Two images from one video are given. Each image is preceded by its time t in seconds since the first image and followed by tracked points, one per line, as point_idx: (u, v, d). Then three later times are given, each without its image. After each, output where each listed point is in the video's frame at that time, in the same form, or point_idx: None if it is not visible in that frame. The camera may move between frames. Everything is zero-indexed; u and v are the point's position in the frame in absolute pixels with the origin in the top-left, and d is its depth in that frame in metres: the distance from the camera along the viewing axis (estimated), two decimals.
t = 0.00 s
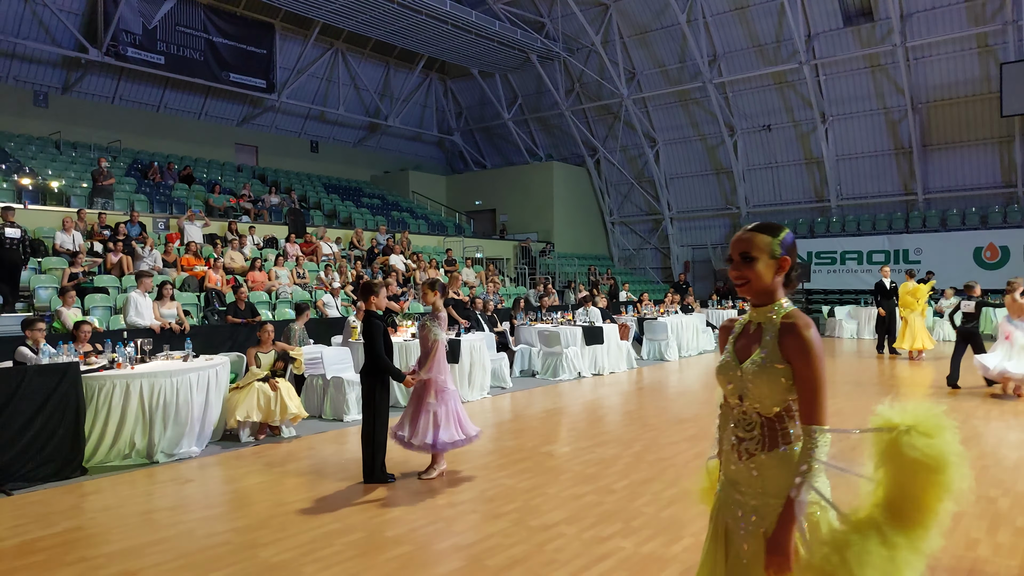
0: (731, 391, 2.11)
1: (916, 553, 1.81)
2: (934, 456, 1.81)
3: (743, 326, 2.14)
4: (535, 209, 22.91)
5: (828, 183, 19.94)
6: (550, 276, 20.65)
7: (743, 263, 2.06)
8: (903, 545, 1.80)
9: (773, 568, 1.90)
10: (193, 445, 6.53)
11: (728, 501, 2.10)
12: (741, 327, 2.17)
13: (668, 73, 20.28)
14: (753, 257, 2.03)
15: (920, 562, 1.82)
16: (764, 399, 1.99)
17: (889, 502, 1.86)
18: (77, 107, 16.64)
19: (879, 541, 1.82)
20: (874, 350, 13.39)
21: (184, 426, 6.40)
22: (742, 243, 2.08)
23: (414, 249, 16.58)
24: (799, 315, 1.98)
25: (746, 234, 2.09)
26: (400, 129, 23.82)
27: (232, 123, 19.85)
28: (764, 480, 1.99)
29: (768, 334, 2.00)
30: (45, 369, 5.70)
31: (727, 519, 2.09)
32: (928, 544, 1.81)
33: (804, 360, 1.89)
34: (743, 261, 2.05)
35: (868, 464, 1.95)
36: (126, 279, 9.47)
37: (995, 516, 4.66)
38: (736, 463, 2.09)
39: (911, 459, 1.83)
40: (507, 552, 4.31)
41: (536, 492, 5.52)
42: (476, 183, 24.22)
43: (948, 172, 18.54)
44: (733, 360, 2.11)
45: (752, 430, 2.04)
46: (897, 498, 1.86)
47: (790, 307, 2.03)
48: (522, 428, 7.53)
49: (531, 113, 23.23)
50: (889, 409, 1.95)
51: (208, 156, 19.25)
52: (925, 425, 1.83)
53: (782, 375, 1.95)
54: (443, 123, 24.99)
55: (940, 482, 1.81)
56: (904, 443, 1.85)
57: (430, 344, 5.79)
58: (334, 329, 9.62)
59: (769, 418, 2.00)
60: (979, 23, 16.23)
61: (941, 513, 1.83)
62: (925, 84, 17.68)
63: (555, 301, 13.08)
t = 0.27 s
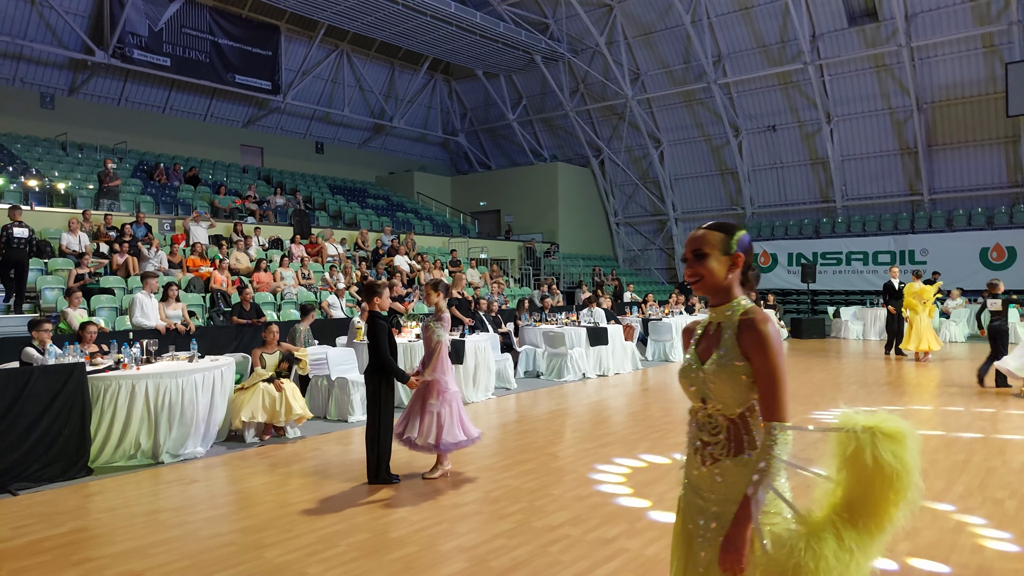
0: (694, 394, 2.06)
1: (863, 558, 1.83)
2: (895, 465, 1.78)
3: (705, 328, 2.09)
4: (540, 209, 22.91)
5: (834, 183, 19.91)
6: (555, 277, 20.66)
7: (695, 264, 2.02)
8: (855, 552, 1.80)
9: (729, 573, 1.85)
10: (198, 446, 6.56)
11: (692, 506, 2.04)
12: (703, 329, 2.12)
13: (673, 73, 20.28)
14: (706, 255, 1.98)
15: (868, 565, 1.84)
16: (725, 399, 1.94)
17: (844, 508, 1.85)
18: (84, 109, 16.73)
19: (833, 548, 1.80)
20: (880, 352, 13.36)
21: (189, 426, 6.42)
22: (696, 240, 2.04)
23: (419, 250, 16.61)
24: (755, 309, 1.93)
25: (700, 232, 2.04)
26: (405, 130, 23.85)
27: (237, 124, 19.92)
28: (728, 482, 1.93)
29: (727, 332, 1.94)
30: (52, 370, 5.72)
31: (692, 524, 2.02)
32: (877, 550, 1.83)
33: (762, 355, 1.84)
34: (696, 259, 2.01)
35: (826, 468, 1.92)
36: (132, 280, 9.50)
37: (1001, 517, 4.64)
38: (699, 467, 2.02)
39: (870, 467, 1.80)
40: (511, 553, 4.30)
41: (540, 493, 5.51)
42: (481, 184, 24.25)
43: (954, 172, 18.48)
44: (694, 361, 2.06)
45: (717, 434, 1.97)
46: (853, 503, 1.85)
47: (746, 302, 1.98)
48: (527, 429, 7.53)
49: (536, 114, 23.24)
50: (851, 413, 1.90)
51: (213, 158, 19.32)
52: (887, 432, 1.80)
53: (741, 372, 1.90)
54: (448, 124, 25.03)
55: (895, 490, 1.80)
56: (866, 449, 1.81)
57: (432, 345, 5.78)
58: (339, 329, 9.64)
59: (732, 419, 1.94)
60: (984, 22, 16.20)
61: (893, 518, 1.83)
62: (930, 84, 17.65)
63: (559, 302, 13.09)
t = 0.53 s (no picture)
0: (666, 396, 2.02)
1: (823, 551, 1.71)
2: (850, 451, 1.70)
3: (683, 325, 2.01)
4: (543, 207, 22.89)
5: (838, 181, 19.85)
6: (558, 275, 20.64)
7: (674, 260, 1.93)
8: (815, 539, 1.69)
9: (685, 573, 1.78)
10: (203, 443, 6.56)
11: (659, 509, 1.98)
12: (682, 326, 2.04)
13: (676, 71, 20.23)
14: (684, 253, 1.90)
15: (829, 560, 1.71)
16: (687, 395, 1.90)
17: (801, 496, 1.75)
18: (87, 107, 16.74)
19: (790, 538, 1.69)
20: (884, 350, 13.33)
21: (194, 424, 6.42)
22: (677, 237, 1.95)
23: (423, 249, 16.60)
24: (728, 308, 1.84)
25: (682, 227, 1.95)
26: (408, 128, 23.82)
27: (240, 122, 19.91)
28: (688, 479, 1.87)
29: (695, 329, 1.88)
30: (57, 368, 5.73)
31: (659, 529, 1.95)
32: (838, 540, 1.71)
33: (723, 353, 1.76)
34: (675, 255, 1.93)
35: (784, 461, 1.84)
36: (136, 278, 9.52)
37: (1006, 515, 4.63)
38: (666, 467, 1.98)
39: (823, 454, 1.72)
40: (515, 550, 4.31)
41: (543, 491, 5.52)
42: (484, 182, 24.22)
43: (960, 170, 18.41)
44: (668, 358, 2.01)
45: (678, 430, 1.95)
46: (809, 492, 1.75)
47: (724, 301, 1.89)
48: (530, 427, 7.54)
49: (539, 112, 23.20)
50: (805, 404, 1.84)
51: (216, 156, 19.31)
52: (840, 419, 1.74)
53: (702, 368, 1.84)
54: (451, 122, 25.01)
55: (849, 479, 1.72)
56: (816, 436, 1.73)
57: (437, 343, 5.77)
58: (342, 328, 9.65)
59: (693, 414, 1.90)
60: (990, 19, 16.13)
61: (851, 510, 1.74)
62: (936, 81, 17.57)
63: (563, 300, 13.08)
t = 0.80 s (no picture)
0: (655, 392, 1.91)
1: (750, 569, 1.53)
2: (781, 462, 1.53)
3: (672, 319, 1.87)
4: (554, 199, 22.84)
5: (852, 172, 19.67)
6: (569, 267, 20.61)
7: (661, 250, 1.79)
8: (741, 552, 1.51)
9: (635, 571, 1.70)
10: (218, 433, 6.62)
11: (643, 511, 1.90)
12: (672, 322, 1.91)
13: (688, 61, 20.08)
14: (672, 246, 1.76)
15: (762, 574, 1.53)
16: (662, 389, 1.80)
17: (732, 508, 1.54)
18: (100, 100, 16.83)
19: (708, 552, 1.52)
20: (897, 343, 13.23)
21: (208, 414, 6.48)
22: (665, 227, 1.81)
23: (434, 241, 16.63)
24: (713, 304, 1.70)
25: (670, 216, 1.82)
26: (419, 120, 23.82)
27: (252, 114, 19.99)
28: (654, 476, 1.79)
29: (675, 323, 1.76)
30: (74, 357, 5.80)
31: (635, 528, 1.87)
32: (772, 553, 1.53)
33: (693, 349, 1.63)
34: (662, 247, 1.79)
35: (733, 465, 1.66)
36: (150, 270, 9.61)
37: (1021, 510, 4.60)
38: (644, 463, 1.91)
39: (757, 463, 1.55)
40: (526, 541, 4.34)
41: (555, 483, 5.53)
42: (495, 174, 24.18)
43: (976, 161, 18.18)
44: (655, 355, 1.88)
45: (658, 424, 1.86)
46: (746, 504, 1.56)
47: (709, 295, 1.75)
48: (541, 419, 7.55)
49: (549, 103, 23.12)
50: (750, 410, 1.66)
51: (227, 148, 19.39)
52: (777, 428, 1.55)
53: (676, 362, 1.74)
54: (461, 113, 24.97)
55: (789, 492, 1.54)
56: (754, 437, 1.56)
57: (448, 334, 5.78)
58: (354, 320, 9.71)
59: (667, 410, 1.80)
60: (1008, 8, 15.89)
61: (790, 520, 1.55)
62: (952, 71, 17.34)
63: (573, 292, 13.08)
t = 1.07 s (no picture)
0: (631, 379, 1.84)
1: None
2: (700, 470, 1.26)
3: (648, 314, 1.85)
4: (560, 200, 22.86)
5: (860, 173, 19.61)
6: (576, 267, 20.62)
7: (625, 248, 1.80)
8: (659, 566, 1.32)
9: None
10: (224, 433, 6.65)
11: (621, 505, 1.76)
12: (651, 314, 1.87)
13: (695, 61, 20.09)
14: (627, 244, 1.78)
15: None
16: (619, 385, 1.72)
17: (651, 517, 1.33)
18: (109, 100, 16.93)
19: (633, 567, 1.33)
20: (905, 344, 13.17)
21: (215, 414, 6.51)
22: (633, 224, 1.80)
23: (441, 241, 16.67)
24: (666, 312, 1.67)
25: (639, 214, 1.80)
26: (426, 121, 23.87)
27: (260, 115, 20.08)
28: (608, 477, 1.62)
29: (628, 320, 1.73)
30: (82, 357, 5.82)
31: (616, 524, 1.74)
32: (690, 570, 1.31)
33: (631, 353, 1.62)
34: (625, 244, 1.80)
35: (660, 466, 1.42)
36: (158, 270, 9.65)
37: None
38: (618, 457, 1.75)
39: (678, 470, 1.27)
40: (532, 542, 4.33)
41: (560, 484, 5.52)
42: (501, 174, 24.21)
43: (985, 162, 18.09)
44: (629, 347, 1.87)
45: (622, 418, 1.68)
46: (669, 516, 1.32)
47: (667, 296, 1.73)
48: (547, 419, 7.55)
49: (556, 103, 23.15)
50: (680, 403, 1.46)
51: (235, 149, 19.47)
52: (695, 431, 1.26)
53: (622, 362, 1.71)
54: (468, 114, 25.02)
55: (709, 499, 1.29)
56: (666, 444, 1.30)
57: (453, 335, 5.78)
58: (361, 319, 9.73)
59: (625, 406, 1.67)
60: (1017, 7, 15.84)
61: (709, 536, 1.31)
62: (960, 71, 17.29)
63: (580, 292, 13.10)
